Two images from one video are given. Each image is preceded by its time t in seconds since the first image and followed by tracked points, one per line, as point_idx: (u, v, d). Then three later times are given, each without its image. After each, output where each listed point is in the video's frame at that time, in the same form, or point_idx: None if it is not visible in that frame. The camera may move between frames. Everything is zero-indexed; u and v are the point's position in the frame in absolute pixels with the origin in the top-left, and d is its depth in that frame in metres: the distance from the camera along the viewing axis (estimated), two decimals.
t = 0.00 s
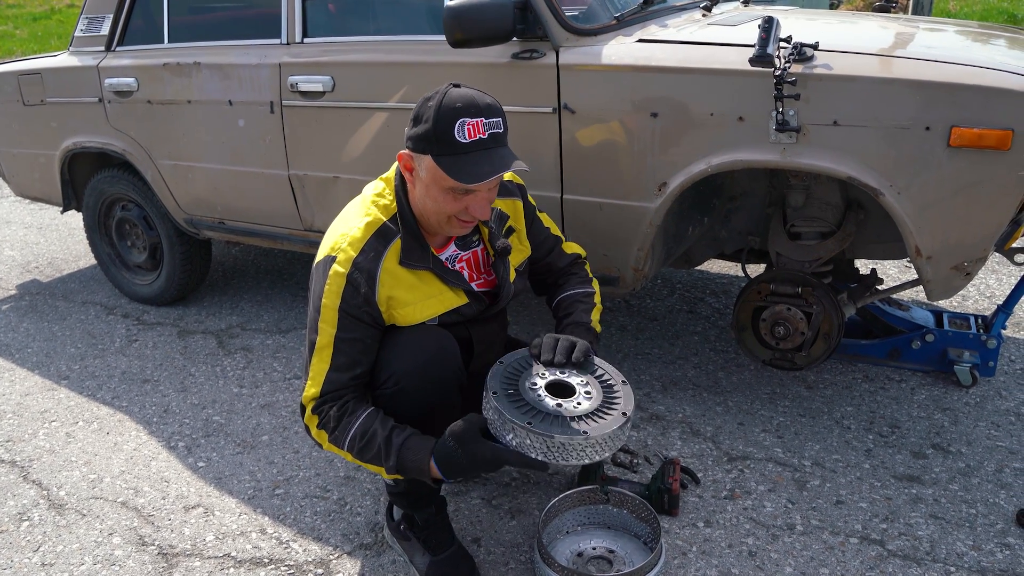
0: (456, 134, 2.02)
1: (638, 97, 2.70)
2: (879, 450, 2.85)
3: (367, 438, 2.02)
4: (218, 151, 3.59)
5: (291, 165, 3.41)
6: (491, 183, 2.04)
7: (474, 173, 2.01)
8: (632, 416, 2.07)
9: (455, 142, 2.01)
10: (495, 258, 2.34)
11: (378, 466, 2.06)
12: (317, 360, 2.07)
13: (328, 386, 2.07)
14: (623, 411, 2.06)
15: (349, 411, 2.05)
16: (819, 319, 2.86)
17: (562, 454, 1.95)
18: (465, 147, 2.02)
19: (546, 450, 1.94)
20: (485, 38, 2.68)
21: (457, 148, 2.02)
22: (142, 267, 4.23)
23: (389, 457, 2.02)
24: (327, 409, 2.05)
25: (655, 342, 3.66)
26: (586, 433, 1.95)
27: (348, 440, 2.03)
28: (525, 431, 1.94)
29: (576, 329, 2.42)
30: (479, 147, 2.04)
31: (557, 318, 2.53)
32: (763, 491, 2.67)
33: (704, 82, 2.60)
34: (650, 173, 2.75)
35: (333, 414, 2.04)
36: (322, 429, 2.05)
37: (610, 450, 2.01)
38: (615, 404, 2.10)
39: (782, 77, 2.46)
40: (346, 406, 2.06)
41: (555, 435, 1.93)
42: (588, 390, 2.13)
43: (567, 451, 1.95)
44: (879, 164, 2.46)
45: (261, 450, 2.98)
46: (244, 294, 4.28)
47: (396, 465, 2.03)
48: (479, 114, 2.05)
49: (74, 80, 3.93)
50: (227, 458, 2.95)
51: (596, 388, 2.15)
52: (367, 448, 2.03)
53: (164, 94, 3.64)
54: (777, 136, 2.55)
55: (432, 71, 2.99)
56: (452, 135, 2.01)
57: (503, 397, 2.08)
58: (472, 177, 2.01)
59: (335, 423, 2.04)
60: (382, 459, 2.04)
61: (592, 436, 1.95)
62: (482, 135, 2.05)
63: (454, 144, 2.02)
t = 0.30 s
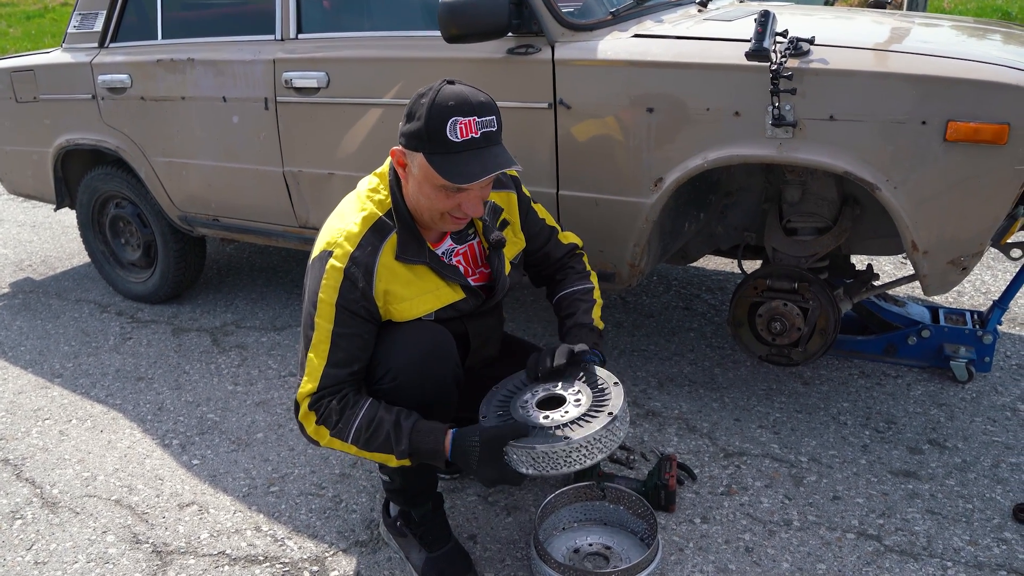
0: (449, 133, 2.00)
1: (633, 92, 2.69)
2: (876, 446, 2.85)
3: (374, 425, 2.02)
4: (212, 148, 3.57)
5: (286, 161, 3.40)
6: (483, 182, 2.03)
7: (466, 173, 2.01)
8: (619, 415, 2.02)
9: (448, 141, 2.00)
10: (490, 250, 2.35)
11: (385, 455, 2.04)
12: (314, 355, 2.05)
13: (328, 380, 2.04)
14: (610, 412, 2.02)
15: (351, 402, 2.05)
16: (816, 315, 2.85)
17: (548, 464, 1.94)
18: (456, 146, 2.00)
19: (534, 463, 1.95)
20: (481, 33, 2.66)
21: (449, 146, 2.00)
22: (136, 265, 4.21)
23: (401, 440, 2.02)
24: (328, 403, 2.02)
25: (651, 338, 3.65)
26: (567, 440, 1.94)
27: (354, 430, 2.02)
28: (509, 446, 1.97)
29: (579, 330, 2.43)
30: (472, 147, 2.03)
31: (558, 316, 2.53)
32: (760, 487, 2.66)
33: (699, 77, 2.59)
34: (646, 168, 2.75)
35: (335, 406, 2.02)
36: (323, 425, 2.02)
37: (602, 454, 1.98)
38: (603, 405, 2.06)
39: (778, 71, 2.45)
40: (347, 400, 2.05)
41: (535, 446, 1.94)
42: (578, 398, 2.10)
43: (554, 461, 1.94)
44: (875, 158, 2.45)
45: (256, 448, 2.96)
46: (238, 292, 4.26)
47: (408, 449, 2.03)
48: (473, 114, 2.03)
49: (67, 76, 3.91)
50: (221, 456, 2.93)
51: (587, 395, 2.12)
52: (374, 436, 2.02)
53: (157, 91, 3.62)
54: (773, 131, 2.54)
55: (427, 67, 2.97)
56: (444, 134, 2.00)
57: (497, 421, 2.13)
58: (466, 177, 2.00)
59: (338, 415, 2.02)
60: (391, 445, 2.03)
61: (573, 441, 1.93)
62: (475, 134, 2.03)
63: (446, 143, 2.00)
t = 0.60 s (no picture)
0: (443, 130, 1.98)
1: (628, 86, 2.67)
2: (873, 442, 2.84)
3: (359, 424, 2.01)
4: (205, 145, 3.55)
5: (280, 158, 3.37)
6: (478, 180, 2.01)
7: (461, 169, 1.99)
8: (597, 393, 1.94)
9: (442, 139, 1.98)
10: (487, 249, 2.34)
11: (371, 454, 2.04)
12: (301, 351, 2.05)
13: (313, 378, 2.05)
14: (588, 393, 1.96)
15: (338, 400, 2.04)
16: (812, 311, 2.84)
17: (523, 440, 1.88)
18: (451, 144, 1.99)
19: (508, 443, 1.90)
20: (475, 28, 2.64)
21: (444, 144, 1.98)
22: (129, 263, 4.19)
23: (385, 439, 2.00)
24: (314, 400, 2.04)
25: (647, 336, 3.64)
26: (538, 415, 1.88)
27: (340, 428, 2.02)
28: (487, 429, 1.94)
29: (550, 336, 2.44)
30: (467, 143, 2.01)
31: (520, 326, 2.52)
32: (756, 484, 2.65)
33: (695, 72, 2.58)
34: (641, 164, 2.73)
35: (321, 404, 2.03)
36: (309, 421, 2.04)
37: (579, 431, 1.88)
38: (586, 392, 2.00)
39: (773, 65, 2.45)
40: (334, 397, 2.05)
41: (508, 423, 1.89)
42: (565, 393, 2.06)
43: (528, 437, 1.88)
44: (872, 153, 2.44)
45: (250, 446, 2.94)
46: (232, 290, 4.24)
47: (393, 449, 2.01)
48: (468, 110, 2.01)
49: (58, 73, 3.89)
50: (214, 454, 2.91)
51: (576, 389, 2.07)
52: (360, 434, 2.02)
53: (150, 88, 3.60)
54: (768, 126, 2.53)
55: (421, 63, 2.96)
56: (439, 131, 1.98)
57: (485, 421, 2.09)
58: (461, 172, 1.98)
59: (324, 413, 2.02)
60: (377, 444, 2.01)
61: (543, 414, 1.87)
62: (470, 131, 2.01)
63: (440, 140, 1.98)
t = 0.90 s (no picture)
0: (444, 122, 1.97)
1: (626, 81, 2.66)
2: (870, 441, 2.83)
3: (353, 424, 2.00)
4: (200, 140, 3.53)
5: (276, 153, 3.36)
6: (478, 173, 2.01)
7: (460, 163, 1.97)
8: (591, 398, 1.93)
9: (443, 131, 1.97)
10: (480, 242, 2.31)
11: (365, 454, 2.04)
12: (293, 349, 2.04)
13: (306, 374, 2.03)
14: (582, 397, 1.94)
15: (331, 400, 2.03)
16: (810, 309, 2.83)
17: (518, 449, 1.87)
18: (452, 136, 1.97)
19: (503, 451, 1.89)
20: (472, 24, 2.63)
21: (446, 136, 1.97)
22: (124, 258, 4.17)
23: (379, 441, 1.99)
24: (307, 400, 2.03)
25: (643, 334, 3.63)
26: (532, 423, 1.87)
27: (333, 429, 2.01)
28: (481, 437, 1.93)
29: (541, 331, 2.43)
30: (467, 135, 2.00)
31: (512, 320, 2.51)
32: (752, 482, 2.64)
33: (693, 68, 2.56)
34: (638, 160, 2.72)
35: (315, 404, 2.02)
36: (303, 421, 2.03)
37: (574, 438, 1.87)
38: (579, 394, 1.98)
39: (772, 61, 2.43)
40: (327, 397, 2.03)
41: (501, 432, 1.89)
42: (559, 394, 2.04)
43: (522, 446, 1.87)
44: (870, 150, 2.43)
45: (244, 443, 2.92)
46: (228, 287, 4.22)
47: (387, 451, 2.00)
48: (467, 101, 1.99)
49: (53, 67, 3.87)
50: (208, 451, 2.90)
51: (569, 390, 2.05)
52: (354, 435, 2.01)
53: (146, 82, 3.58)
54: (766, 123, 2.52)
55: (418, 58, 2.94)
56: (439, 123, 1.96)
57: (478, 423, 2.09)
58: (461, 164, 1.97)
59: (317, 412, 2.01)
60: (371, 445, 2.01)
61: (537, 422, 1.86)
62: (470, 122, 2.00)
63: (441, 132, 1.97)
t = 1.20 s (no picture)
0: (439, 117, 1.96)
1: (623, 81, 2.66)
2: (867, 441, 2.83)
3: (347, 427, 2.00)
4: (197, 140, 3.53)
5: (273, 153, 3.35)
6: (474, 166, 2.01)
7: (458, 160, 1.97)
8: (584, 398, 1.91)
9: (439, 125, 1.96)
10: (473, 242, 2.32)
11: (360, 456, 2.03)
12: (286, 350, 2.03)
13: (300, 375, 2.03)
14: (575, 397, 1.92)
15: (325, 402, 2.02)
16: (808, 309, 2.84)
17: (510, 450, 1.87)
18: (448, 130, 1.97)
19: (496, 452, 1.89)
20: (469, 23, 2.63)
21: (441, 130, 1.97)
22: (121, 258, 4.16)
23: (374, 444, 2.00)
24: (302, 401, 2.02)
25: (641, 334, 3.62)
26: (524, 424, 1.86)
27: (328, 431, 2.00)
28: (474, 438, 1.92)
29: (539, 330, 2.42)
30: (462, 128, 2.00)
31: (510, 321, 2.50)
32: (750, 482, 2.64)
33: (691, 68, 2.56)
34: (636, 160, 2.72)
35: (308, 406, 2.01)
36: (298, 423, 2.02)
37: (567, 438, 1.86)
38: (573, 394, 1.97)
39: (770, 61, 2.43)
40: (321, 399, 2.03)
41: (494, 433, 1.88)
42: (554, 394, 2.03)
43: (515, 447, 1.86)
44: (867, 150, 2.43)
45: (241, 443, 2.92)
46: (225, 287, 4.21)
47: (382, 453, 2.00)
48: (461, 95, 2.00)
49: (50, 67, 3.86)
50: (205, 451, 2.89)
51: (564, 390, 2.04)
52: (348, 437, 2.01)
53: (142, 82, 3.58)
54: (764, 122, 2.52)
55: (415, 58, 2.94)
56: (434, 118, 1.96)
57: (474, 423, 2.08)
58: (459, 156, 1.97)
59: (311, 415, 2.01)
60: (365, 447, 2.01)
61: (528, 423, 1.85)
62: (464, 116, 2.00)
63: (436, 127, 1.96)
